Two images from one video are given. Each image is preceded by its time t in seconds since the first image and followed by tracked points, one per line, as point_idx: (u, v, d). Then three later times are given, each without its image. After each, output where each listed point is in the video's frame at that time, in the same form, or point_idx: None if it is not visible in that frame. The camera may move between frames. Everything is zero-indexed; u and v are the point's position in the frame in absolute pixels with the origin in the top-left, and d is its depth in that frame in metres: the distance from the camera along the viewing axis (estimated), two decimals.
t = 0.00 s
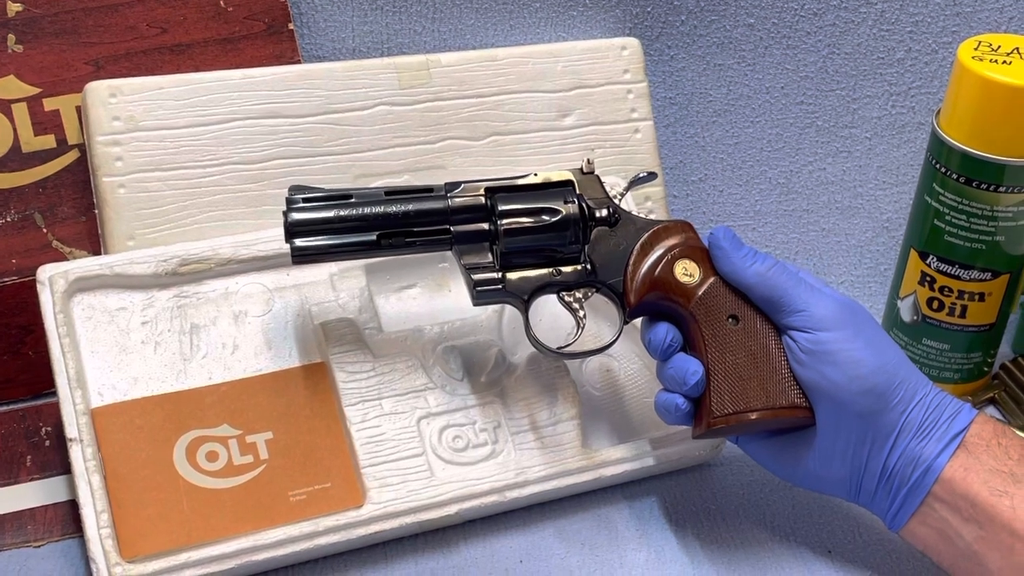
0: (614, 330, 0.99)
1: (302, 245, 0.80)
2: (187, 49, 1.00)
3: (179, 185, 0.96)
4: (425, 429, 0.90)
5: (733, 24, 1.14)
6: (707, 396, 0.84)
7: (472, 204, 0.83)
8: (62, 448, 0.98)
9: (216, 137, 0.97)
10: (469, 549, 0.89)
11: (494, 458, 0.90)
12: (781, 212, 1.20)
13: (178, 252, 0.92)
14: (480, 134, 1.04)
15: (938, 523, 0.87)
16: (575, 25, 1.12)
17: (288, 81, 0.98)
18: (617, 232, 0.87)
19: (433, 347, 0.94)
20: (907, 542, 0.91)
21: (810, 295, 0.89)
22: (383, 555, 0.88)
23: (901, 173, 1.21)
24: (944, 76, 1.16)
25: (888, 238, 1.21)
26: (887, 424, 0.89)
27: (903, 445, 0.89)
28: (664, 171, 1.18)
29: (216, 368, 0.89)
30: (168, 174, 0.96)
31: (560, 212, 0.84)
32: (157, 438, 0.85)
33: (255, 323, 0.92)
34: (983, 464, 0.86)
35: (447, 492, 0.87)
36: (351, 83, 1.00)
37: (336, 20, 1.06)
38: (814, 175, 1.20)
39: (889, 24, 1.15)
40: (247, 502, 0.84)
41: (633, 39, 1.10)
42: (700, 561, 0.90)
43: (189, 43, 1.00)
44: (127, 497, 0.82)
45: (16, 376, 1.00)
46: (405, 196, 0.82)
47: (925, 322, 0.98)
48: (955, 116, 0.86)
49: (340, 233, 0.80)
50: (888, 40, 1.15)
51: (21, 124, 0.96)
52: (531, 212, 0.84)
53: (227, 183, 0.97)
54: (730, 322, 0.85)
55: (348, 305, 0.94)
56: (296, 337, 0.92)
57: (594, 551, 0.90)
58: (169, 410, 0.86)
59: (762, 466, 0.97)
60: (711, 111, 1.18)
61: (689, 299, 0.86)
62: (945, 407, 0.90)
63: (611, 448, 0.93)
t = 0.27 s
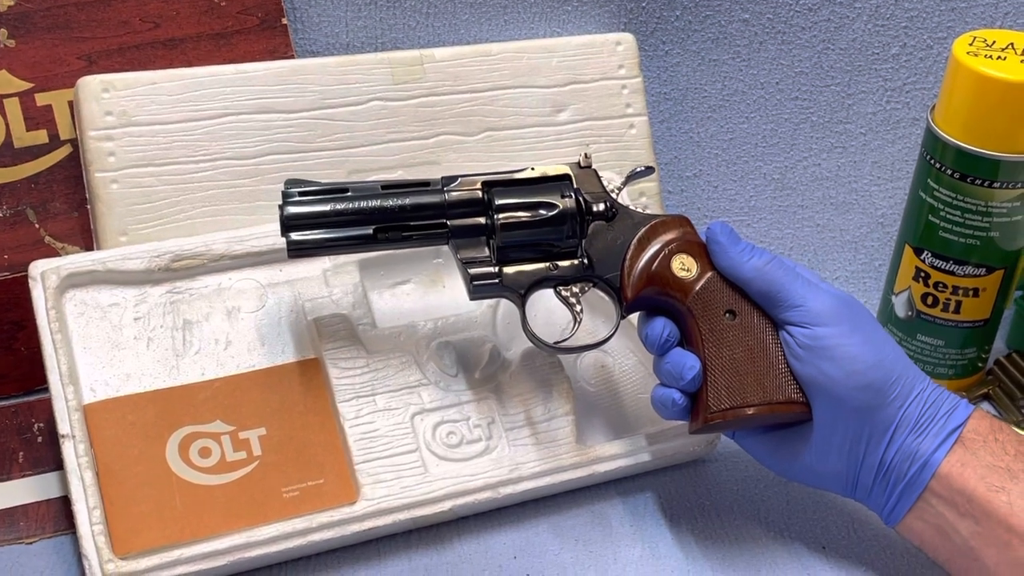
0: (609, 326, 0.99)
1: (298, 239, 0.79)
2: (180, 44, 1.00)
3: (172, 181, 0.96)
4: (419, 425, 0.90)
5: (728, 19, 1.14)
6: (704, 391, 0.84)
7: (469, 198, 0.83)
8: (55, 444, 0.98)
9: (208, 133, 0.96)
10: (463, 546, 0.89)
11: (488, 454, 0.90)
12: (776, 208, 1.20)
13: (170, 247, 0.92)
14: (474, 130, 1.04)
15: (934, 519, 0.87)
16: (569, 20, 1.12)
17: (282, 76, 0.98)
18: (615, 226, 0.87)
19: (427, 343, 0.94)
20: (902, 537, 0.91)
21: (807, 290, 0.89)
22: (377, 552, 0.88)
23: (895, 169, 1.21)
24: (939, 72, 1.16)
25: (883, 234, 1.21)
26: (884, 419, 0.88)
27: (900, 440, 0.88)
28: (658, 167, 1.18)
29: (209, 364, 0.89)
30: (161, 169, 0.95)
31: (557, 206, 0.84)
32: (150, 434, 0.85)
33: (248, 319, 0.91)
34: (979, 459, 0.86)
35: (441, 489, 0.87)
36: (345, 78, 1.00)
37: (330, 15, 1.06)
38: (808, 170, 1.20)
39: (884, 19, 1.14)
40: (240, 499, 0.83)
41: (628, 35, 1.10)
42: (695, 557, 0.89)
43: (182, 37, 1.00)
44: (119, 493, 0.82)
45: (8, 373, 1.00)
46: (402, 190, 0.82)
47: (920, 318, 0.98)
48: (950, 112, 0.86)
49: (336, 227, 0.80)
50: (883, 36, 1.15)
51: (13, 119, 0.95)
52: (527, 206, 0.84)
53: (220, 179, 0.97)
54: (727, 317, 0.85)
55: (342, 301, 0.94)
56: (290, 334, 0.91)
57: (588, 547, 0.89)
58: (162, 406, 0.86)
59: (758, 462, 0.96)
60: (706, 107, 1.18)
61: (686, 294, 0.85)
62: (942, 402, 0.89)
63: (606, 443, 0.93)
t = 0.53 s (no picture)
0: (602, 323, 0.98)
1: (289, 240, 0.79)
2: (174, 41, 1.00)
3: (166, 178, 0.95)
4: (413, 423, 0.89)
5: (723, 17, 1.14)
6: (696, 391, 0.84)
7: (460, 198, 0.83)
8: (49, 442, 0.97)
9: (203, 130, 0.96)
10: (457, 544, 0.89)
11: (482, 452, 0.90)
12: (772, 205, 1.20)
13: (164, 244, 0.91)
14: (469, 127, 1.04)
15: (928, 517, 0.87)
16: (565, 18, 1.12)
17: (276, 73, 0.98)
18: (607, 227, 0.86)
19: (421, 341, 0.94)
20: (897, 535, 0.91)
21: (799, 289, 0.89)
22: (371, 550, 0.88)
23: (891, 167, 1.21)
24: (934, 69, 1.17)
25: (878, 232, 1.20)
26: (876, 418, 0.88)
27: (892, 439, 0.88)
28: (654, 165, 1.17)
29: (203, 362, 0.88)
30: (155, 166, 0.95)
31: (548, 206, 0.84)
32: (144, 432, 0.84)
33: (242, 317, 0.91)
34: (973, 458, 0.86)
35: (435, 487, 0.87)
36: (340, 75, 1.00)
37: (325, 12, 1.06)
38: (804, 168, 1.20)
39: (879, 17, 1.14)
40: (234, 497, 0.83)
41: (624, 32, 1.10)
42: (690, 555, 0.89)
43: (176, 34, 0.99)
44: (113, 491, 0.82)
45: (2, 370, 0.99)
46: (393, 190, 0.82)
47: (916, 316, 0.98)
48: (945, 109, 0.86)
49: (327, 228, 0.79)
50: (879, 33, 1.15)
51: (6, 117, 0.95)
52: (519, 206, 0.83)
53: (214, 176, 0.97)
54: (719, 316, 0.85)
55: (337, 298, 0.94)
56: (284, 332, 0.91)
57: (583, 545, 0.89)
58: (156, 404, 0.85)
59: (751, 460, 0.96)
60: (701, 104, 1.18)
61: (678, 294, 0.85)
62: (934, 401, 0.89)
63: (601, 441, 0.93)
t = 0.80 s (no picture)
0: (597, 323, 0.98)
1: (282, 239, 0.79)
2: (168, 39, 0.99)
3: (160, 176, 0.95)
4: (408, 422, 0.89)
5: (719, 15, 1.13)
6: (691, 390, 0.84)
7: (454, 197, 0.83)
8: (41, 442, 0.96)
9: (196, 128, 0.96)
10: (452, 544, 0.89)
11: (477, 451, 0.89)
12: (767, 204, 1.20)
13: (158, 243, 0.91)
14: (464, 125, 1.04)
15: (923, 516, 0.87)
16: (560, 16, 1.12)
17: (270, 71, 0.97)
18: (601, 225, 0.86)
19: (416, 340, 0.94)
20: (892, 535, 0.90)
21: (793, 287, 0.89)
22: (365, 550, 0.88)
23: (887, 165, 1.21)
24: (930, 67, 1.16)
25: (874, 230, 1.21)
26: (870, 417, 0.88)
27: (886, 438, 0.88)
28: (649, 163, 1.17)
29: (197, 361, 0.88)
30: (149, 165, 0.95)
31: (542, 204, 0.84)
32: (138, 432, 0.84)
33: (236, 316, 0.91)
34: (967, 457, 0.86)
35: (430, 486, 0.87)
36: (335, 73, 0.99)
37: (319, 10, 1.05)
38: (800, 166, 1.20)
39: (875, 15, 1.14)
40: (228, 496, 0.83)
41: (619, 30, 1.09)
42: (685, 555, 0.89)
43: (170, 32, 0.99)
44: (106, 491, 0.81)
45: None
46: (387, 190, 0.81)
47: (911, 314, 0.98)
48: (940, 108, 0.86)
49: (320, 227, 0.79)
50: (875, 31, 1.15)
51: None
52: (512, 205, 0.83)
53: (208, 174, 0.96)
54: (714, 315, 0.84)
55: (331, 297, 0.93)
56: (278, 331, 0.91)
57: (578, 544, 0.89)
58: (149, 404, 0.85)
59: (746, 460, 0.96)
60: (697, 102, 1.17)
61: (673, 292, 0.85)
62: (929, 400, 0.89)
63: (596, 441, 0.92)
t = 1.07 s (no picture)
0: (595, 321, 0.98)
1: (280, 236, 0.79)
2: (163, 37, 0.99)
3: (155, 175, 0.95)
4: (404, 422, 0.89)
5: (716, 13, 1.13)
6: (688, 387, 0.84)
7: (452, 194, 0.82)
8: (37, 441, 0.97)
9: (192, 126, 0.96)
10: (448, 543, 0.88)
11: (473, 451, 0.89)
12: (763, 203, 1.20)
13: (153, 242, 0.91)
14: (460, 124, 1.04)
15: (920, 516, 0.87)
16: (556, 14, 1.11)
17: (266, 69, 0.97)
18: (600, 222, 0.86)
19: (412, 339, 0.93)
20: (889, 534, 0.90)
21: (791, 285, 0.89)
22: (361, 550, 0.87)
23: (883, 164, 1.21)
24: (927, 66, 1.17)
25: (870, 229, 1.20)
26: (867, 416, 0.88)
27: (883, 437, 0.88)
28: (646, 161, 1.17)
29: (192, 360, 0.88)
30: (145, 163, 0.94)
31: (540, 202, 0.83)
32: (134, 431, 0.84)
33: (232, 315, 0.91)
34: (964, 456, 0.86)
35: (426, 486, 0.86)
36: (331, 71, 0.99)
37: (315, 8, 1.05)
38: (797, 165, 1.20)
39: (872, 14, 1.14)
40: (224, 496, 0.83)
41: (616, 28, 1.09)
42: (682, 555, 0.89)
43: (166, 31, 0.99)
44: (101, 490, 0.81)
45: None
46: (385, 186, 0.81)
47: (908, 314, 0.98)
48: (937, 106, 0.86)
49: (319, 224, 0.79)
50: (872, 30, 1.15)
51: None
52: (509, 202, 0.83)
53: (204, 173, 0.96)
54: (711, 313, 0.84)
55: (327, 296, 0.93)
56: (274, 330, 0.90)
57: (574, 544, 0.89)
58: (145, 403, 0.85)
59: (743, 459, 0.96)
60: (694, 101, 1.17)
61: (670, 290, 0.85)
62: (926, 399, 0.89)
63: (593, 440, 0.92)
